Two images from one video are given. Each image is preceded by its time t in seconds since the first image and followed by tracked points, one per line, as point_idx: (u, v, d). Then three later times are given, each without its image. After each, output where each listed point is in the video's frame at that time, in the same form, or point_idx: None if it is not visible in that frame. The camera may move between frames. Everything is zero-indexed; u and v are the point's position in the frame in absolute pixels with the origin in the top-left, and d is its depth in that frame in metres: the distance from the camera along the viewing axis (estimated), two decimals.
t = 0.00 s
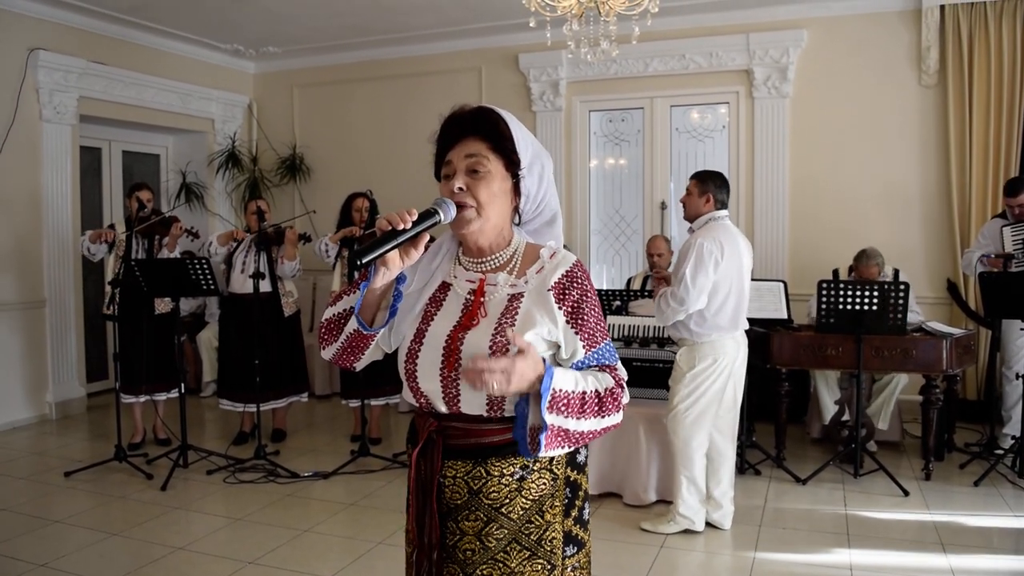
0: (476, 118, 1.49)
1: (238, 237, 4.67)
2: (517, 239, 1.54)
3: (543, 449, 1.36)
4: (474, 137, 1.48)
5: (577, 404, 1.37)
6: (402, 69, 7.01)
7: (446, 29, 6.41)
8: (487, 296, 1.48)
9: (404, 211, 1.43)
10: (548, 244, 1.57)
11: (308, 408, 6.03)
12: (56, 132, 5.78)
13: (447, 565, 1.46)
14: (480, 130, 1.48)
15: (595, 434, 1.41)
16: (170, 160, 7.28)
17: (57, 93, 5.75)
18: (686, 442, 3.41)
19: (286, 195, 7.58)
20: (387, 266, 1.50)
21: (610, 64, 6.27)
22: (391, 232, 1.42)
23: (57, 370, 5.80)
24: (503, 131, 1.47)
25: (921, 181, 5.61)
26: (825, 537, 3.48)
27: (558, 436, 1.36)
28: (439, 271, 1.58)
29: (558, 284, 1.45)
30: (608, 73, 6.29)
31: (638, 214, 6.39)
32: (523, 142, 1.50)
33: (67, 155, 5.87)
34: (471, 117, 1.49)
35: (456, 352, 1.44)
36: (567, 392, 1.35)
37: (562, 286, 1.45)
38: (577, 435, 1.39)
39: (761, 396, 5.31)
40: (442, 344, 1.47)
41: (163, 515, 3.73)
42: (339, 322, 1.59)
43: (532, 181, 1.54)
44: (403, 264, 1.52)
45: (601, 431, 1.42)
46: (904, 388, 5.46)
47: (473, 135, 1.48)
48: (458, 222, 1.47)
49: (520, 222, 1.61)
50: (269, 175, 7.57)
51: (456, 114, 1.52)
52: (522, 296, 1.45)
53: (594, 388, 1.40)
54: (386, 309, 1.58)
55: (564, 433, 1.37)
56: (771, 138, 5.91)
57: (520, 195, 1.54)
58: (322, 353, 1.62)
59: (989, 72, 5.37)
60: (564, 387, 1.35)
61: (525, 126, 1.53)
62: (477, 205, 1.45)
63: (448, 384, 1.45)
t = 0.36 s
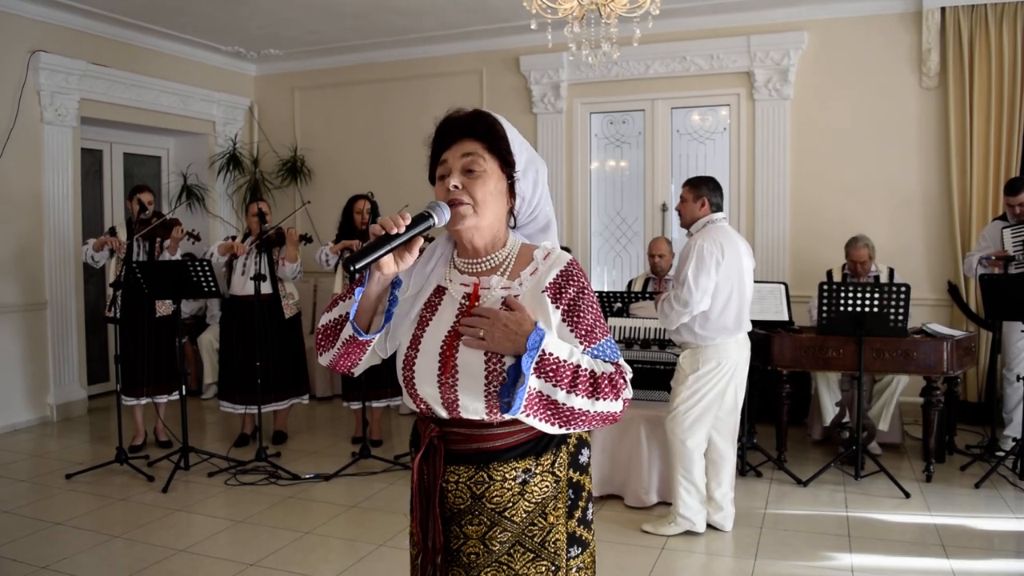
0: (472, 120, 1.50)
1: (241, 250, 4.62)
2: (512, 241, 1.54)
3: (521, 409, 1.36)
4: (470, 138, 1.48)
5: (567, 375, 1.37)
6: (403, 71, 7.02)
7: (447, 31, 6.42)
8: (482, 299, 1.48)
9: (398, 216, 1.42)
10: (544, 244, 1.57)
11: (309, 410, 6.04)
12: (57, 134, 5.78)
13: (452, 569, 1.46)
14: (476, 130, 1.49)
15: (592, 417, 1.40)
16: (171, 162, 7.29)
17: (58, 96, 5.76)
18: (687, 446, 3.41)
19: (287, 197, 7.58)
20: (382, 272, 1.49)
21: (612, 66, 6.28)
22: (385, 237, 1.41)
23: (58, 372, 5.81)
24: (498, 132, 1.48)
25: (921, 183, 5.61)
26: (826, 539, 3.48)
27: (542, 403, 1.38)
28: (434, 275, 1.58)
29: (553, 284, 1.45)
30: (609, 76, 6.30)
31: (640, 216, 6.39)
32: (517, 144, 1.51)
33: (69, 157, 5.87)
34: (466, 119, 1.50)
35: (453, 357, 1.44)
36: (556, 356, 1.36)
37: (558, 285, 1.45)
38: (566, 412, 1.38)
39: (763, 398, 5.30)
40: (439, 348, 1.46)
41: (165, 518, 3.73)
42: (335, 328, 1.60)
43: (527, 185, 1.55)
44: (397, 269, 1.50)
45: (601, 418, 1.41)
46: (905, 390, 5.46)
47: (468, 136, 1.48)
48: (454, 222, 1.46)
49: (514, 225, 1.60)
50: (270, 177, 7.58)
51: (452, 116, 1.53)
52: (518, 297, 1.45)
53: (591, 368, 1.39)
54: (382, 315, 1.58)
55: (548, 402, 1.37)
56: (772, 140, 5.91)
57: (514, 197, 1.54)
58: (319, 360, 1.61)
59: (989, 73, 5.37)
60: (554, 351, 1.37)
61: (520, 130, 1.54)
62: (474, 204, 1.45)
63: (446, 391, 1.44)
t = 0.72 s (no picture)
0: (460, 122, 1.49)
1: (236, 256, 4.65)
2: (510, 242, 1.54)
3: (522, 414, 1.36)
4: (460, 143, 1.47)
5: (567, 380, 1.38)
6: (403, 71, 7.03)
7: (447, 32, 6.43)
8: (481, 303, 1.48)
9: (395, 227, 1.42)
10: (547, 247, 1.56)
11: (309, 411, 6.03)
12: (58, 135, 5.79)
13: (454, 570, 1.46)
14: (465, 134, 1.48)
15: (592, 421, 1.40)
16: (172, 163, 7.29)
17: (58, 97, 5.76)
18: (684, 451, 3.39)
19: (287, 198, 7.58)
20: (381, 281, 1.50)
21: (612, 67, 6.29)
22: (381, 250, 1.40)
23: (58, 373, 5.80)
24: (487, 133, 1.48)
25: (921, 184, 5.61)
26: (827, 539, 3.48)
27: (542, 406, 1.39)
28: (434, 281, 1.57)
29: (553, 287, 1.45)
30: (609, 77, 6.30)
31: (640, 217, 6.39)
32: (508, 142, 1.50)
33: (69, 157, 5.87)
34: (454, 122, 1.49)
35: (454, 362, 1.44)
36: (557, 360, 1.37)
37: (558, 288, 1.45)
38: (568, 416, 1.39)
39: (763, 399, 5.30)
40: (439, 353, 1.46)
41: (165, 519, 3.73)
42: (337, 337, 1.59)
43: (521, 183, 1.54)
44: (396, 278, 1.51)
45: (602, 421, 1.41)
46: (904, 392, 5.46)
47: (458, 140, 1.48)
48: (450, 231, 1.46)
49: (511, 223, 1.60)
50: (271, 178, 7.58)
51: (438, 121, 1.52)
52: (518, 301, 1.45)
53: (592, 373, 1.40)
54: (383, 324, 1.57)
55: (548, 404, 1.39)
56: (772, 141, 5.91)
57: (509, 197, 1.54)
58: (321, 369, 1.61)
59: (989, 74, 5.38)
60: (556, 356, 1.37)
61: (510, 127, 1.53)
62: (469, 211, 1.45)
63: (447, 396, 1.44)
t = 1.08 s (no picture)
0: (465, 120, 1.49)
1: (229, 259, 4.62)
2: (512, 242, 1.54)
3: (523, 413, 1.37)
4: (464, 141, 1.48)
5: (568, 379, 1.38)
6: (403, 71, 7.03)
7: (448, 32, 6.43)
8: (483, 302, 1.48)
9: (397, 223, 1.42)
10: (549, 246, 1.57)
11: (309, 410, 6.04)
12: (58, 134, 5.79)
13: (454, 569, 1.46)
14: (470, 132, 1.48)
15: (593, 420, 1.40)
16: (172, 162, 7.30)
17: (59, 96, 5.77)
18: (669, 454, 3.37)
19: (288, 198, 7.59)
20: (383, 278, 1.50)
21: (612, 68, 6.29)
22: (384, 246, 1.41)
23: (58, 372, 5.81)
24: (491, 132, 1.48)
25: (921, 186, 5.62)
26: (826, 540, 3.48)
27: (542, 406, 1.39)
28: (436, 279, 1.58)
29: (555, 287, 1.45)
30: (610, 77, 6.30)
31: (640, 218, 6.40)
32: (512, 142, 1.51)
33: (70, 156, 5.88)
34: (459, 120, 1.49)
35: (455, 361, 1.44)
36: (558, 360, 1.38)
37: (559, 288, 1.46)
38: (569, 416, 1.39)
39: (762, 399, 5.30)
40: (440, 352, 1.46)
41: (165, 518, 3.73)
42: (338, 334, 1.59)
43: (524, 183, 1.55)
44: (398, 275, 1.50)
45: (602, 421, 1.41)
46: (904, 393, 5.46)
47: (463, 138, 1.48)
48: (453, 229, 1.46)
49: (514, 223, 1.61)
50: (271, 178, 7.58)
51: (441, 120, 1.52)
52: (520, 300, 1.46)
53: (592, 373, 1.40)
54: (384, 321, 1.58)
55: (549, 404, 1.39)
56: (773, 142, 5.92)
57: (512, 197, 1.54)
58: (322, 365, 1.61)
59: (989, 76, 5.38)
60: (557, 355, 1.38)
61: (514, 127, 1.54)
62: (472, 209, 1.45)
63: (448, 394, 1.44)
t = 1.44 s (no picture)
0: (459, 119, 1.49)
1: (235, 267, 4.56)
2: (508, 239, 1.54)
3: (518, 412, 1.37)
4: (459, 140, 1.48)
5: (563, 377, 1.39)
6: (402, 69, 7.04)
7: (448, 31, 6.43)
8: (479, 300, 1.48)
9: (393, 222, 1.42)
10: (543, 243, 1.58)
11: (307, 408, 6.04)
12: (57, 132, 5.79)
13: (449, 564, 1.47)
14: (464, 131, 1.48)
15: (587, 418, 1.40)
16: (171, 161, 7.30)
17: (58, 94, 5.77)
18: (665, 456, 3.33)
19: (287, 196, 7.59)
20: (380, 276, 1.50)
21: (611, 67, 6.29)
22: (380, 244, 1.41)
23: (56, 370, 5.81)
24: (486, 130, 1.48)
25: (918, 185, 5.63)
26: (822, 539, 3.48)
27: (538, 403, 1.40)
28: (433, 278, 1.58)
29: (550, 285, 1.46)
30: (608, 77, 6.31)
31: (638, 217, 6.41)
32: (507, 140, 1.51)
33: (68, 154, 5.88)
34: (453, 118, 1.50)
35: (450, 359, 1.44)
36: (553, 358, 1.38)
37: (554, 286, 1.46)
38: (564, 413, 1.39)
39: (759, 398, 5.30)
40: (436, 349, 1.46)
41: (163, 515, 3.73)
42: (336, 331, 1.59)
43: (519, 180, 1.55)
44: (395, 273, 1.51)
45: (597, 418, 1.41)
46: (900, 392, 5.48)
47: (458, 137, 1.49)
48: (449, 228, 1.47)
49: (509, 221, 1.61)
50: (270, 176, 7.58)
51: (435, 120, 1.52)
52: (516, 298, 1.46)
53: (586, 370, 1.41)
54: (381, 318, 1.59)
55: (544, 402, 1.39)
56: (771, 142, 5.92)
57: (508, 194, 1.55)
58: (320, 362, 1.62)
59: (987, 76, 5.39)
60: (552, 353, 1.38)
61: (509, 125, 1.54)
62: (468, 207, 1.46)
63: (443, 391, 1.44)
